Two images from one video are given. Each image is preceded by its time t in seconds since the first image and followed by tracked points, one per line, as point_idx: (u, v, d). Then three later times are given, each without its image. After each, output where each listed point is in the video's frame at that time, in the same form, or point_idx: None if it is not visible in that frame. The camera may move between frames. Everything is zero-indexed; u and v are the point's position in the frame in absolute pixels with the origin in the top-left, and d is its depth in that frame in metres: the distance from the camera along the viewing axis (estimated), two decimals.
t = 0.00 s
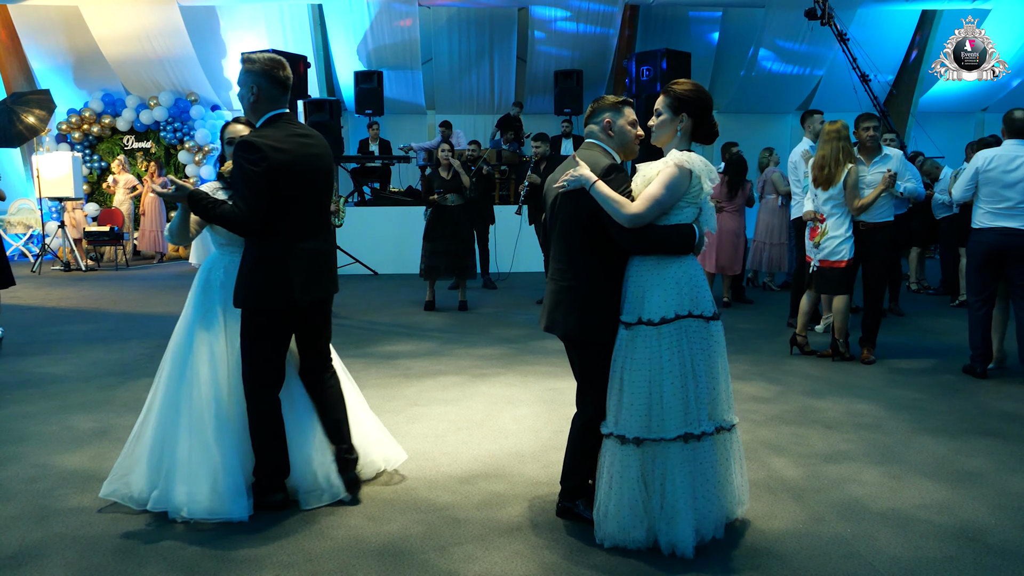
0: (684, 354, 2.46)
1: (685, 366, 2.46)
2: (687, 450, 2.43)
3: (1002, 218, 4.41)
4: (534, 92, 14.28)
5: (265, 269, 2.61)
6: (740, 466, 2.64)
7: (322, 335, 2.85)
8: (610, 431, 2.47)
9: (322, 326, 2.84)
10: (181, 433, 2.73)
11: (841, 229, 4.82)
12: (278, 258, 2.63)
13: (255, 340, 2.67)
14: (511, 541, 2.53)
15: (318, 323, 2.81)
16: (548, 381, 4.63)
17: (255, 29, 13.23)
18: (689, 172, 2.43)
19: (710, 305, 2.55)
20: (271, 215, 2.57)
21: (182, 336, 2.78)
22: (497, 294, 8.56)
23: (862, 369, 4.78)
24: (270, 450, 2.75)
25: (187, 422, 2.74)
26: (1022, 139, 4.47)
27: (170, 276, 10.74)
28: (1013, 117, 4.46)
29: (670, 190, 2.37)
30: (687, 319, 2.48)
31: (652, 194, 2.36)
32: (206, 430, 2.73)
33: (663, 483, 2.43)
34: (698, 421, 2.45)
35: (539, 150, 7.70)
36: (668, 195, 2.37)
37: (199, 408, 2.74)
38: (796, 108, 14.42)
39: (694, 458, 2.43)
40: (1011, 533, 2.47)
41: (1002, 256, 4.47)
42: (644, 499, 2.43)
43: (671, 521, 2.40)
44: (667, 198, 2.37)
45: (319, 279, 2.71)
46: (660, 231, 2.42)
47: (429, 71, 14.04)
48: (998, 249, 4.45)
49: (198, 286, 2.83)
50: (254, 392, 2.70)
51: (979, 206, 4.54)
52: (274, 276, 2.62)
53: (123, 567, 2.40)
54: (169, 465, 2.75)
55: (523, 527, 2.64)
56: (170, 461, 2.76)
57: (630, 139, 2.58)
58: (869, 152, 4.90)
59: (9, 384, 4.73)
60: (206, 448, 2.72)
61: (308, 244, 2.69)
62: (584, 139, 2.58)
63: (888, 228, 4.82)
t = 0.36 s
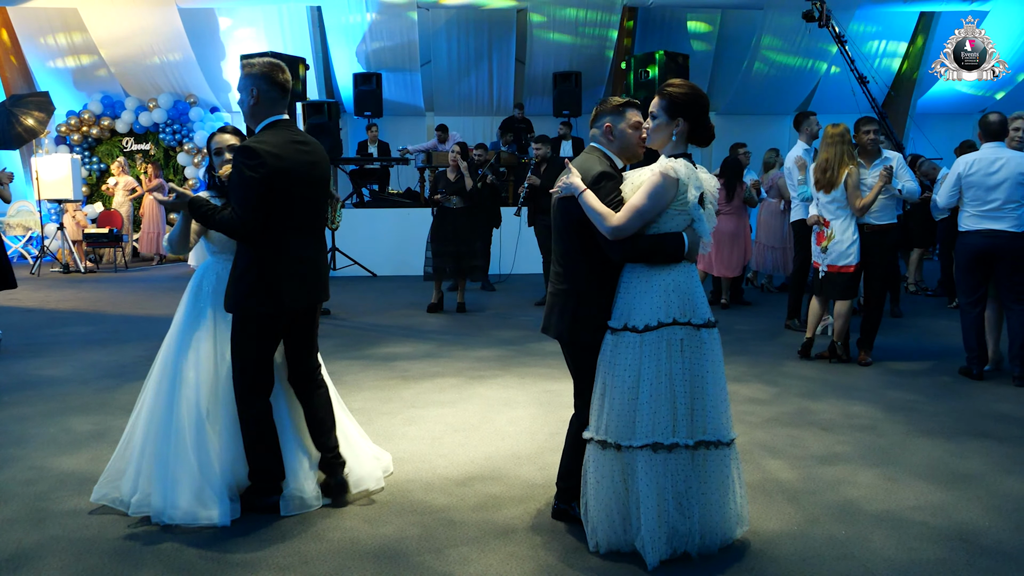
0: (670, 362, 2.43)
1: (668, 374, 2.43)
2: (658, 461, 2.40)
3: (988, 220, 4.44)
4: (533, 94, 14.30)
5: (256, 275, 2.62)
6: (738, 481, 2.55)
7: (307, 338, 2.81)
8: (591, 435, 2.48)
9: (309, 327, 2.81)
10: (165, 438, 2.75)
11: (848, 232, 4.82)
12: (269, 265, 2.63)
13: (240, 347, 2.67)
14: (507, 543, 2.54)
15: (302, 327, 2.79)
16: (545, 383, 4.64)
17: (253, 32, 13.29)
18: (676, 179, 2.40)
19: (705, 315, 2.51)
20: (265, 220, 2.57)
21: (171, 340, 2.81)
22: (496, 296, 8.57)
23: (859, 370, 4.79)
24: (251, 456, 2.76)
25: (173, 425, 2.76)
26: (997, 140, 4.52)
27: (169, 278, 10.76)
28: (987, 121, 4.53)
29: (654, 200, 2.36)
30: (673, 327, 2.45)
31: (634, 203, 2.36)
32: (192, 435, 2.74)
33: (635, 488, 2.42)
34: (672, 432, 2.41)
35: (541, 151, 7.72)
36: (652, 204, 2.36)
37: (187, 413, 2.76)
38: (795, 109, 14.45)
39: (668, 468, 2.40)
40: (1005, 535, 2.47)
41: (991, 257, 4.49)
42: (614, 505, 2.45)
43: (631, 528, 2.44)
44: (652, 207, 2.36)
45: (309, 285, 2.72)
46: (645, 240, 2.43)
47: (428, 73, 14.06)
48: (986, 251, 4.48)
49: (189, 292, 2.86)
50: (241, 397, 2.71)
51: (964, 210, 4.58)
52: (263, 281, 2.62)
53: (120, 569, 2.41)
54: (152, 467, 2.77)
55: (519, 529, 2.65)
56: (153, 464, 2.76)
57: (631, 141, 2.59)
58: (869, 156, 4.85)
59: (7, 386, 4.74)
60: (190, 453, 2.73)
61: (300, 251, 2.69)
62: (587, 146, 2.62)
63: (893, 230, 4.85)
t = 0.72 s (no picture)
0: (668, 362, 2.44)
1: (666, 372, 2.44)
2: (661, 456, 2.40)
3: (988, 224, 4.44)
4: (531, 95, 14.27)
5: (301, 280, 2.65)
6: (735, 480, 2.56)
7: (341, 349, 2.85)
8: (596, 432, 2.50)
9: (342, 339, 2.85)
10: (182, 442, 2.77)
11: (835, 234, 4.80)
12: (314, 271, 2.67)
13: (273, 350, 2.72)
14: (499, 550, 2.55)
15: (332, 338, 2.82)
16: (541, 387, 4.64)
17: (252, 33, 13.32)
18: (675, 191, 2.40)
19: (703, 316, 2.52)
20: (317, 227, 2.63)
21: (198, 338, 2.84)
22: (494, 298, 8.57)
23: (854, 374, 4.79)
24: (263, 460, 2.78)
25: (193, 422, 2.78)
26: (994, 145, 4.55)
27: (167, 280, 10.75)
28: (980, 125, 4.55)
29: (654, 211, 2.37)
30: (670, 328, 2.46)
31: (634, 214, 2.37)
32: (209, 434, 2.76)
33: (636, 485, 2.44)
34: (673, 427, 2.41)
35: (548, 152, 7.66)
36: (652, 216, 2.37)
37: (208, 410, 2.78)
38: (793, 109, 14.43)
39: (671, 466, 2.39)
40: (996, 541, 2.48)
41: (991, 261, 4.48)
42: (614, 502, 2.48)
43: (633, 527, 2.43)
44: (652, 219, 2.37)
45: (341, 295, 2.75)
46: (645, 245, 2.43)
47: (427, 74, 14.06)
48: (986, 254, 4.46)
49: (214, 290, 2.91)
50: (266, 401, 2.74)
51: (964, 213, 4.57)
52: (308, 288, 2.66)
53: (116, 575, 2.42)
54: (164, 463, 2.77)
55: (512, 535, 2.65)
56: (166, 460, 2.77)
57: (630, 150, 2.60)
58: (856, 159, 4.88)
59: (2, 391, 4.73)
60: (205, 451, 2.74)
61: (339, 261, 2.74)
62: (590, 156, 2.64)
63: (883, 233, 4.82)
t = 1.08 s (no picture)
0: (671, 361, 2.46)
1: (668, 370, 2.46)
2: (663, 450, 2.44)
3: (1008, 228, 4.40)
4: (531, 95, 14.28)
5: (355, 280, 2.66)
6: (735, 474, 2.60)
7: (378, 358, 2.85)
8: (598, 426, 2.54)
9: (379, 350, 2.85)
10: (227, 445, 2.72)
11: (814, 234, 4.79)
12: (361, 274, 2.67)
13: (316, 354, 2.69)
14: (493, 557, 2.54)
15: (366, 347, 2.79)
16: (539, 391, 4.63)
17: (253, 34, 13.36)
18: (681, 193, 2.43)
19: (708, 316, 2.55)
20: (376, 233, 2.67)
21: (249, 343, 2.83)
22: (494, 299, 8.57)
23: (853, 378, 4.77)
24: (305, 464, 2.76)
25: (242, 422, 2.75)
26: (1015, 149, 4.50)
27: (167, 280, 10.75)
28: (1001, 128, 4.49)
29: (663, 212, 2.39)
30: (674, 327, 2.48)
31: (642, 215, 2.38)
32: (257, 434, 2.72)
33: (635, 476, 2.48)
34: (676, 423, 2.44)
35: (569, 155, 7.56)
36: (661, 216, 2.39)
37: (257, 412, 2.76)
38: (794, 109, 14.41)
39: (672, 460, 2.44)
40: (993, 549, 2.47)
41: (1009, 267, 4.44)
42: (614, 493, 2.52)
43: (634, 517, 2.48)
44: (659, 219, 2.39)
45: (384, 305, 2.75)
46: (651, 247, 2.45)
47: (427, 74, 14.08)
48: (1005, 259, 4.42)
49: (256, 295, 2.88)
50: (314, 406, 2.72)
51: (984, 217, 4.53)
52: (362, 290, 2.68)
53: None
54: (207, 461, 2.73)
55: (506, 543, 2.64)
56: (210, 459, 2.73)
57: (635, 158, 2.57)
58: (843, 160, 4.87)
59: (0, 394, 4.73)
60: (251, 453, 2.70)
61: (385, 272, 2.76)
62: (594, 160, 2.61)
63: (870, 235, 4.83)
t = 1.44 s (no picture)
0: (677, 366, 2.50)
1: (672, 374, 2.50)
2: (670, 454, 2.51)
3: (1017, 231, 4.40)
4: (533, 95, 14.27)
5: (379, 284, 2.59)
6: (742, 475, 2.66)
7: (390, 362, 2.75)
8: (599, 431, 2.53)
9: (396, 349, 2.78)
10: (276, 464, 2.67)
11: (803, 237, 4.79)
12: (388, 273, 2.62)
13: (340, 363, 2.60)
14: (489, 563, 2.52)
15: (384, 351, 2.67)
16: (538, 394, 4.61)
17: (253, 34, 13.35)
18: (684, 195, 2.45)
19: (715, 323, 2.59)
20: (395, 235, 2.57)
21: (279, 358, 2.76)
22: (493, 300, 8.57)
23: (853, 381, 4.75)
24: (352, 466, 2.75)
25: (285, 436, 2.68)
26: None
27: (167, 281, 10.76)
28: None
29: (666, 213, 2.40)
30: (680, 332, 2.50)
31: (646, 216, 2.38)
32: (297, 451, 2.66)
33: (638, 479, 2.52)
34: (683, 428, 2.51)
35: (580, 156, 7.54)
36: (663, 217, 2.40)
37: (298, 424, 2.68)
38: (796, 110, 14.37)
39: (678, 464, 2.53)
40: (992, 555, 2.45)
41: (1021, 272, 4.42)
42: (618, 498, 2.54)
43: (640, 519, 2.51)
44: (661, 220, 2.39)
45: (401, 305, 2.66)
46: (651, 251, 2.44)
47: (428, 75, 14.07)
48: (1016, 264, 4.40)
49: (280, 309, 2.81)
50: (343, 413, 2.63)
51: (997, 220, 4.50)
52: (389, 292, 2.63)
53: None
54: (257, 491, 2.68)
55: (503, 548, 2.63)
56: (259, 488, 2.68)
57: (634, 160, 2.52)
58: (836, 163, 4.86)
59: None
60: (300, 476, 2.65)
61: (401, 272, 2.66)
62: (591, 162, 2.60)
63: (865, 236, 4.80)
